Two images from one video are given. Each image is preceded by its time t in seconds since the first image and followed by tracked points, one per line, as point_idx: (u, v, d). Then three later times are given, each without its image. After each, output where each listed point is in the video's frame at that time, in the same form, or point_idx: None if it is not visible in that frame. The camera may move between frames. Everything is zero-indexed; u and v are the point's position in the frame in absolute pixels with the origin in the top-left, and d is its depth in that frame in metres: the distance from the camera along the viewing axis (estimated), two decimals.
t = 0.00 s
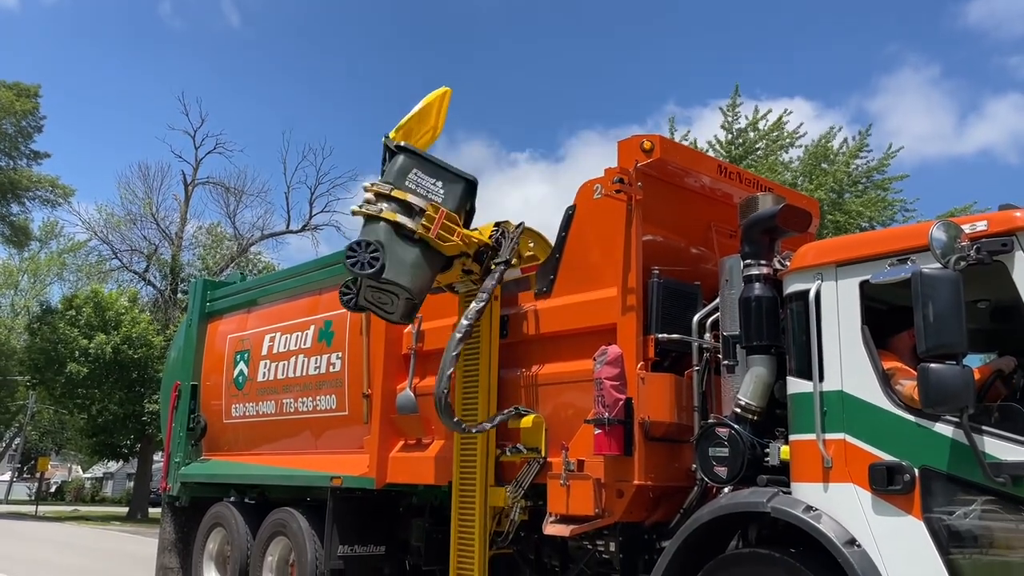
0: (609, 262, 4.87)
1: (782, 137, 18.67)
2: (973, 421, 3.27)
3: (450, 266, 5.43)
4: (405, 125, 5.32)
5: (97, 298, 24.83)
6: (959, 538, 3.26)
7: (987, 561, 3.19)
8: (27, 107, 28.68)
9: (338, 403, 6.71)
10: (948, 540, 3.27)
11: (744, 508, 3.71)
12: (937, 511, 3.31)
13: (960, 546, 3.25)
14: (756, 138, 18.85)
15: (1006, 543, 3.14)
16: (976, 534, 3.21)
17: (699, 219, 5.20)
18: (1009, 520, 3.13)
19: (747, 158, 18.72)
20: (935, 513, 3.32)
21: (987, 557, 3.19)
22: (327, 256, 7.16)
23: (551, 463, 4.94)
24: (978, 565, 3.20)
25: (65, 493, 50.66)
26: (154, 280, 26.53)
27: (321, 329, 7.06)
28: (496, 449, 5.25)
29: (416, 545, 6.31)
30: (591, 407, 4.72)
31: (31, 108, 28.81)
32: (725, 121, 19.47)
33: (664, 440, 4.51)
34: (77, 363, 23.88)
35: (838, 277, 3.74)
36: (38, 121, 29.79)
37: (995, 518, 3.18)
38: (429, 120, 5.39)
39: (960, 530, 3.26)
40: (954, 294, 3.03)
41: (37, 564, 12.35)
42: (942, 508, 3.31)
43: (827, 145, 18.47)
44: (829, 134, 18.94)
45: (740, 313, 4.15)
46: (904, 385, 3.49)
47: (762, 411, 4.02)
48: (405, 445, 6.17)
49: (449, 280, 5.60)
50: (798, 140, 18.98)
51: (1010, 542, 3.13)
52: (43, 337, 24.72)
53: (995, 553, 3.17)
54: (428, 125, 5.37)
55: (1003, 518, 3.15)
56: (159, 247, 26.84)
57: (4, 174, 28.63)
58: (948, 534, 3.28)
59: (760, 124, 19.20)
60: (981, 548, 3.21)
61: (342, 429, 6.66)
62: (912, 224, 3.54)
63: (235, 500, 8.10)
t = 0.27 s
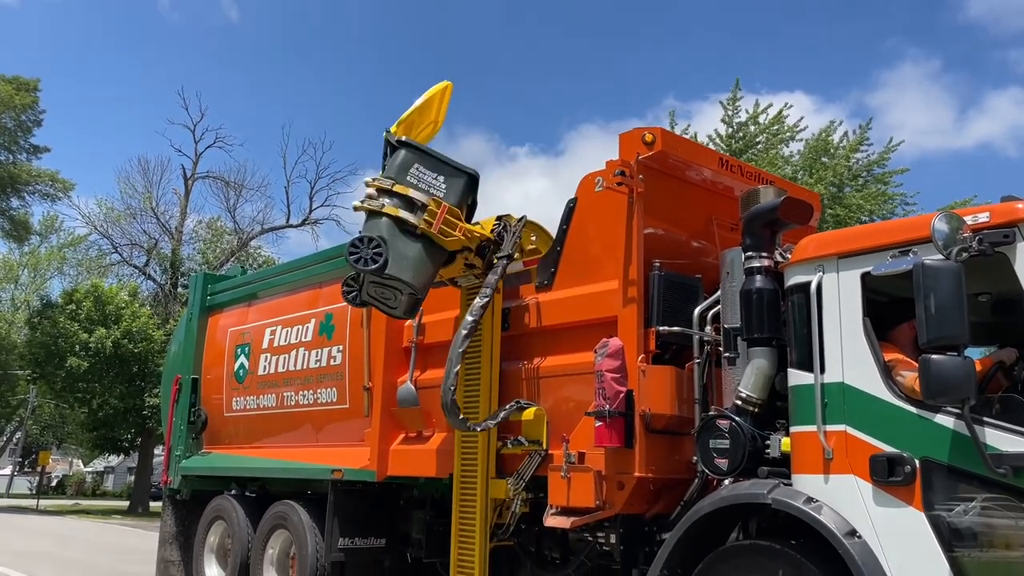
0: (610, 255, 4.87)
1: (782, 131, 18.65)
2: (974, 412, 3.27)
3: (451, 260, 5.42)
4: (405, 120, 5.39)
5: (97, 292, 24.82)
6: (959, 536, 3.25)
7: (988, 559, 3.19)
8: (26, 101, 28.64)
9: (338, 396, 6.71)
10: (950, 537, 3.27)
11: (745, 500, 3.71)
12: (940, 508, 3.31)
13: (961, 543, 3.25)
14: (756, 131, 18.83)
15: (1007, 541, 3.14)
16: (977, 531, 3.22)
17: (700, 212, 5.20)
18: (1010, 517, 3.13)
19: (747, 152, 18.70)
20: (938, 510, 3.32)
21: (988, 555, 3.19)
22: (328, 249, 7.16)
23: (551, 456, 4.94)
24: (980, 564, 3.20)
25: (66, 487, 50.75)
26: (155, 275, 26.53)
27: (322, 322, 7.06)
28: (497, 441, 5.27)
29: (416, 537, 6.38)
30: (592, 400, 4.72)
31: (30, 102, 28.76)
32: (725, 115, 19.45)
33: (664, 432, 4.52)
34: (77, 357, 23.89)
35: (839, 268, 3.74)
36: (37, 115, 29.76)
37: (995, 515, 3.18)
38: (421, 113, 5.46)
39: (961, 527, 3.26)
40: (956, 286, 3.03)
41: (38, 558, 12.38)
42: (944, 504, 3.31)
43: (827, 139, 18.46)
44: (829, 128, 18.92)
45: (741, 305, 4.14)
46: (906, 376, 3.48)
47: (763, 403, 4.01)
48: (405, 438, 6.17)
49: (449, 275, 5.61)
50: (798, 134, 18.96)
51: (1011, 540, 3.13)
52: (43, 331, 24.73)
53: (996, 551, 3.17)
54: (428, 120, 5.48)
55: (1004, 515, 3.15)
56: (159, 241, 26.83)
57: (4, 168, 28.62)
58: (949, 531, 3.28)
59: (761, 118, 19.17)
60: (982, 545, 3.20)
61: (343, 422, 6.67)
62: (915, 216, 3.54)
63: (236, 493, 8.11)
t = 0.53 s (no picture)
0: (609, 249, 4.87)
1: (782, 125, 18.63)
2: (972, 407, 3.27)
3: (451, 240, 5.41)
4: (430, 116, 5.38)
5: (97, 287, 24.82)
6: (958, 528, 3.26)
7: (986, 550, 3.20)
8: (25, 96, 28.58)
9: (338, 391, 6.72)
10: (948, 529, 3.28)
11: (744, 494, 3.71)
12: (937, 500, 3.32)
13: (959, 535, 3.25)
14: (756, 125, 18.80)
15: (1005, 532, 3.15)
16: (975, 523, 3.22)
17: (699, 206, 5.19)
18: (1009, 509, 3.14)
19: (747, 146, 18.67)
20: (935, 502, 3.32)
21: (986, 546, 3.20)
22: (327, 244, 7.15)
23: (550, 450, 4.95)
24: (977, 554, 3.21)
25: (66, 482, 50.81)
26: (154, 270, 26.52)
27: (321, 317, 7.06)
28: (496, 436, 5.27)
29: (416, 531, 6.35)
30: (591, 394, 4.72)
31: (28, 97, 28.70)
32: (725, 108, 19.42)
33: (663, 427, 4.52)
34: (77, 352, 23.89)
35: (838, 263, 3.74)
36: (36, 109, 29.71)
37: (993, 506, 3.18)
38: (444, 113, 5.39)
39: (959, 519, 3.26)
40: (954, 281, 3.03)
41: (39, 552, 12.40)
42: (941, 497, 3.31)
43: (827, 133, 18.43)
44: (829, 122, 18.89)
45: (740, 300, 4.15)
46: (904, 370, 3.49)
47: (762, 397, 4.02)
48: (405, 432, 6.18)
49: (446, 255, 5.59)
50: (798, 128, 18.93)
51: (1009, 531, 3.14)
52: (43, 326, 24.74)
53: (994, 542, 3.18)
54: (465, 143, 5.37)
55: (1002, 507, 3.16)
56: (158, 236, 26.81)
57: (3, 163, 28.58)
58: (947, 523, 3.28)
59: (760, 112, 19.14)
60: (979, 536, 3.21)
61: (343, 417, 6.67)
62: (913, 210, 3.54)
63: (236, 488, 8.12)
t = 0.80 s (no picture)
0: (606, 246, 4.87)
1: (780, 121, 18.63)
2: (968, 403, 3.28)
3: (451, 219, 5.41)
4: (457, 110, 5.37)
5: (95, 284, 24.78)
6: (955, 521, 3.27)
7: (983, 543, 3.21)
8: (22, 93, 28.53)
9: (336, 388, 6.72)
10: (943, 522, 3.29)
11: (741, 490, 3.71)
12: (933, 495, 3.32)
13: (955, 529, 3.26)
14: (754, 122, 18.78)
15: (1001, 526, 3.16)
16: (973, 517, 3.23)
17: (697, 203, 5.20)
18: (1006, 503, 3.14)
19: (746, 142, 18.65)
20: (931, 497, 3.33)
21: (982, 540, 3.21)
22: (325, 241, 7.15)
23: (548, 447, 4.95)
24: (973, 548, 3.22)
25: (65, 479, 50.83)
26: (152, 267, 26.49)
27: (319, 314, 7.06)
28: (494, 433, 5.28)
29: (415, 528, 6.35)
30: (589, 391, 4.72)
31: (26, 94, 28.63)
32: (724, 105, 19.40)
33: (660, 423, 4.53)
34: (76, 350, 23.87)
35: (835, 259, 3.74)
36: (33, 107, 29.65)
37: (991, 500, 3.19)
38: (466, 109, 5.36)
39: (956, 513, 3.27)
40: (951, 277, 3.03)
41: (38, 550, 12.40)
42: (938, 491, 3.31)
43: (825, 129, 18.42)
44: (827, 118, 18.88)
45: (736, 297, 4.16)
46: (900, 367, 3.50)
47: (758, 394, 4.03)
48: (403, 429, 6.18)
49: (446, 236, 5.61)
50: (796, 124, 18.93)
51: (1006, 525, 3.15)
52: (41, 324, 24.71)
53: (991, 536, 3.19)
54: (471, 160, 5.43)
55: (998, 501, 3.16)
56: (157, 233, 26.78)
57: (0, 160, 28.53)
58: (944, 517, 3.29)
59: (758, 108, 19.14)
60: (976, 530, 3.22)
61: (341, 414, 6.68)
62: (910, 207, 3.53)
63: (235, 485, 8.13)
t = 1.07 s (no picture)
0: (604, 245, 4.87)
1: (778, 120, 18.65)
2: (966, 401, 3.28)
3: (460, 199, 5.40)
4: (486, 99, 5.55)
5: (93, 283, 24.77)
6: (952, 522, 3.27)
7: (980, 544, 3.21)
8: (19, 92, 28.48)
9: (334, 388, 6.72)
10: (942, 523, 3.29)
11: (739, 489, 3.72)
12: (931, 495, 3.33)
13: (954, 530, 3.27)
14: (752, 120, 18.80)
15: (999, 527, 3.17)
16: (971, 518, 3.23)
17: (695, 202, 5.21)
18: (1004, 503, 3.15)
19: (743, 141, 18.67)
20: (929, 497, 3.33)
21: (980, 541, 3.21)
22: (323, 241, 7.15)
23: (546, 446, 4.96)
24: (970, 548, 3.23)
25: (63, 479, 50.81)
26: (150, 266, 26.47)
27: (318, 313, 7.06)
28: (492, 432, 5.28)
29: (413, 527, 6.36)
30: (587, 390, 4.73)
31: (23, 93, 28.59)
32: (721, 103, 19.42)
33: (659, 422, 4.53)
34: (73, 349, 23.85)
35: (833, 258, 3.75)
36: (31, 106, 29.63)
37: (988, 501, 3.19)
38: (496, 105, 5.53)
39: (954, 514, 3.27)
40: (947, 275, 3.04)
41: (36, 549, 12.41)
42: (936, 491, 3.32)
43: (823, 128, 18.44)
44: (825, 117, 18.90)
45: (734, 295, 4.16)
46: (898, 365, 3.51)
47: (756, 392, 4.04)
48: (401, 429, 6.18)
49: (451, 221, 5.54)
50: (794, 122, 18.95)
51: (1003, 526, 3.15)
52: (39, 323, 24.67)
53: (988, 537, 3.19)
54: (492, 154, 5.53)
55: (996, 502, 3.17)
56: (154, 232, 26.76)
57: None
58: (942, 518, 3.30)
59: (756, 107, 19.15)
60: (975, 531, 3.22)
61: (339, 414, 6.68)
62: (907, 206, 3.54)
63: (233, 485, 8.13)
